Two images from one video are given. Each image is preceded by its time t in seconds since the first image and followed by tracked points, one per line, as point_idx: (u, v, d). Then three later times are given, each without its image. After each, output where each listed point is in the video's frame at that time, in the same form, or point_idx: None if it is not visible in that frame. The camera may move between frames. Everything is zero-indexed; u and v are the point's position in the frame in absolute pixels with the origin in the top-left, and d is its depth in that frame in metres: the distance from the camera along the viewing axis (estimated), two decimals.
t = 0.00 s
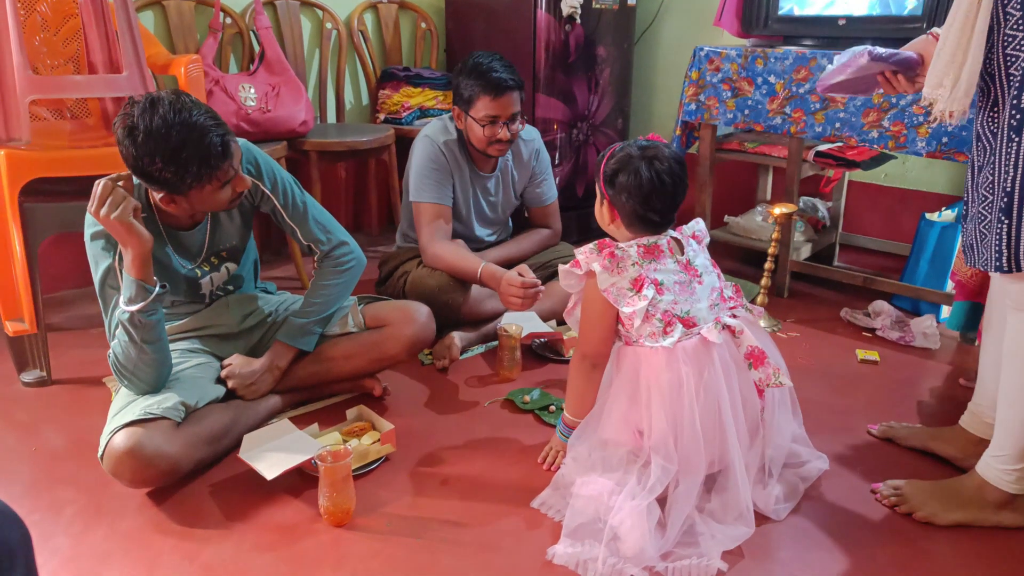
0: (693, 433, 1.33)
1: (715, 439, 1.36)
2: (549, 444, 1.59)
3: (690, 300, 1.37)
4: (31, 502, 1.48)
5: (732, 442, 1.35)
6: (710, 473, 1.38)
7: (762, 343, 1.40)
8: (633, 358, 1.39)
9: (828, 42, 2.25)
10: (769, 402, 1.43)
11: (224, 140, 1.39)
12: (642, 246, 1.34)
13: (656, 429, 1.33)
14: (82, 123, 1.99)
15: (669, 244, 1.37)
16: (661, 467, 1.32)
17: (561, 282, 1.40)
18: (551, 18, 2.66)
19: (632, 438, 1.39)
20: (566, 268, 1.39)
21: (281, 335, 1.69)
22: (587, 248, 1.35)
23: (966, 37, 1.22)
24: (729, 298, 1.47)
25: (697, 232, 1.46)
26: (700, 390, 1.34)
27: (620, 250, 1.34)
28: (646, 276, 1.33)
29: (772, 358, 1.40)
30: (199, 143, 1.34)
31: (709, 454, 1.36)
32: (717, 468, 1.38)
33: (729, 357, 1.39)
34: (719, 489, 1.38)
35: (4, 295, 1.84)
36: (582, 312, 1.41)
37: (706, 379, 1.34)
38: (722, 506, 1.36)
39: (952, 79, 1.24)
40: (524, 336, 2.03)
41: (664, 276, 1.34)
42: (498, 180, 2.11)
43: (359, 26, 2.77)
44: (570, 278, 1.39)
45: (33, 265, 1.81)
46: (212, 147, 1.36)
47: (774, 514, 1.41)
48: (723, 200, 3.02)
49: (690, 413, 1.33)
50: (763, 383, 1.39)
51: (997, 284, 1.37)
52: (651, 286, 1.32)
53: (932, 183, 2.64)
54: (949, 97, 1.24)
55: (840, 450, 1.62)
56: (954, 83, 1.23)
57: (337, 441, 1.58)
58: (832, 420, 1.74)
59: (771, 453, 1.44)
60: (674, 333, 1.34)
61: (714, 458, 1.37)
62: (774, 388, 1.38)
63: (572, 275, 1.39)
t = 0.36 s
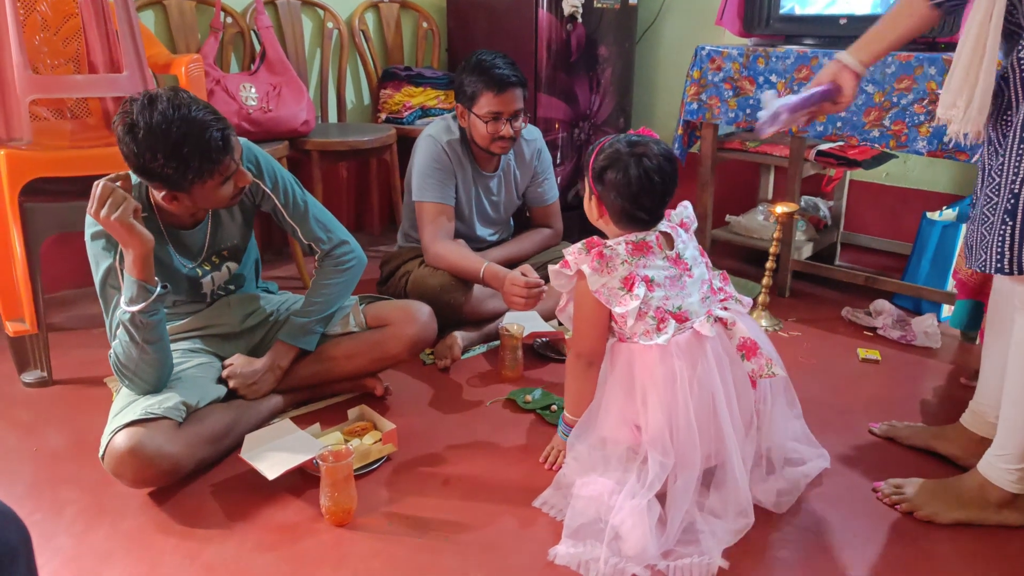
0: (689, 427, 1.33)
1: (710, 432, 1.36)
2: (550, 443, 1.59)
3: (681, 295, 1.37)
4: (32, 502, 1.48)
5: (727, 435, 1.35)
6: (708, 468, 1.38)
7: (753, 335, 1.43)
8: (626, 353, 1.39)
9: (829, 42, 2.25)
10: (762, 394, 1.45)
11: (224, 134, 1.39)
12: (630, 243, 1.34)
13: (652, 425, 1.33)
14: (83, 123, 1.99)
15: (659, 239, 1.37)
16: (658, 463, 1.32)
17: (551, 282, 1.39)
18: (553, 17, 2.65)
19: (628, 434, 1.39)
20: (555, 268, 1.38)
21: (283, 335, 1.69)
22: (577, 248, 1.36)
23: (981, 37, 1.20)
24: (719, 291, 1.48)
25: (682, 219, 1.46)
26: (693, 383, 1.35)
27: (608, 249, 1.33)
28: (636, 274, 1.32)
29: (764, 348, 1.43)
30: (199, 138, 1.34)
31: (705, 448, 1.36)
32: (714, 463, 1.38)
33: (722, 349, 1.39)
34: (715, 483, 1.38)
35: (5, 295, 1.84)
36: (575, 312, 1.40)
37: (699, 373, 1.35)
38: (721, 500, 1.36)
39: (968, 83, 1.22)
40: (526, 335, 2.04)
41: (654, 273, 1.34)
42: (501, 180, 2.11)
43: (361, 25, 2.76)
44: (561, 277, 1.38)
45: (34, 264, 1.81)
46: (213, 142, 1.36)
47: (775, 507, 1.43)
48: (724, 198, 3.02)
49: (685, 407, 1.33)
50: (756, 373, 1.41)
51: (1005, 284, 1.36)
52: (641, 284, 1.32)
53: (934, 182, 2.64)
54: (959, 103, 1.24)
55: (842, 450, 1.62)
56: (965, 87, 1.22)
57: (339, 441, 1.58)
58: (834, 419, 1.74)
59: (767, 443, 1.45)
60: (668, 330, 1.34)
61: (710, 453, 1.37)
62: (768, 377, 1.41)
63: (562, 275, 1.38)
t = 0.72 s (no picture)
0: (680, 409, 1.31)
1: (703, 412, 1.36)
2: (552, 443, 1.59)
3: (668, 269, 1.37)
4: (36, 509, 1.48)
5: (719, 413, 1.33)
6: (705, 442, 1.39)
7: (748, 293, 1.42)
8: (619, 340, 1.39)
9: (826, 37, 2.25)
10: (762, 351, 1.41)
11: (224, 131, 1.40)
12: (607, 233, 1.34)
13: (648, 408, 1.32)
14: (81, 129, 1.99)
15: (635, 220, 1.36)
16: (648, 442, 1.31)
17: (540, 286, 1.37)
18: (549, 16, 2.65)
19: (621, 420, 1.36)
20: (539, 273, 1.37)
21: (284, 338, 1.70)
22: (556, 248, 1.34)
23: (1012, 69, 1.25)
24: (704, 255, 1.49)
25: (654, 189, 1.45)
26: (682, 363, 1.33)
27: (587, 245, 1.32)
28: (620, 263, 1.31)
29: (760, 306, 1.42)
30: (201, 137, 1.35)
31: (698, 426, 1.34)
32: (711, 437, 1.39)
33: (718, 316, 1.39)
34: (709, 462, 1.37)
35: (6, 303, 1.84)
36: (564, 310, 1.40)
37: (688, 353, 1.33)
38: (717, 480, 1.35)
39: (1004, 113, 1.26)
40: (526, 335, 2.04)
41: (637, 254, 1.34)
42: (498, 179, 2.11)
43: (357, 28, 2.76)
44: (547, 280, 1.36)
45: (34, 273, 1.81)
46: (214, 140, 1.37)
47: (782, 473, 1.48)
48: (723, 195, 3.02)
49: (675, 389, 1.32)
50: (755, 331, 1.40)
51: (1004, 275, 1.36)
52: (626, 272, 1.31)
53: (932, 175, 2.65)
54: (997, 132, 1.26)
55: (843, 445, 1.62)
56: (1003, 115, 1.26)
57: (341, 444, 1.58)
58: (835, 415, 1.74)
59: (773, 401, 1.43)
60: (664, 305, 1.33)
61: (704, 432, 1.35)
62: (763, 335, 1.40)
63: (548, 277, 1.36)
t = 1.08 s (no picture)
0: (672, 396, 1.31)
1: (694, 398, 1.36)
2: (552, 443, 1.59)
3: (649, 254, 1.37)
4: (37, 511, 1.48)
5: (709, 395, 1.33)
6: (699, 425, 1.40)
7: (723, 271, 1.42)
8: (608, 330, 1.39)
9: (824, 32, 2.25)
10: (742, 330, 1.42)
11: (219, 120, 1.40)
12: (585, 229, 1.34)
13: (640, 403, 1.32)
14: (77, 131, 1.98)
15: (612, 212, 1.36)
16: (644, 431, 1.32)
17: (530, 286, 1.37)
18: (546, 14, 2.65)
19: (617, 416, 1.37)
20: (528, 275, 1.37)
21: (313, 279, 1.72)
22: (538, 248, 1.35)
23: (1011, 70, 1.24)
24: (688, 233, 1.47)
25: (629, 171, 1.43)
26: (670, 349, 1.32)
27: (568, 243, 1.33)
28: (602, 257, 1.32)
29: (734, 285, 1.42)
30: (197, 125, 1.35)
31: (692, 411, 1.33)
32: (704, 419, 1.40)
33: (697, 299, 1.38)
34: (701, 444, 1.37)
35: (5, 306, 1.84)
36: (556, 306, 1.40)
37: (676, 338, 1.33)
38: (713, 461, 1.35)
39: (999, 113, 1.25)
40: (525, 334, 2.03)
41: (616, 246, 1.34)
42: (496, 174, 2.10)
43: (354, 27, 2.76)
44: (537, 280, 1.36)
45: (32, 276, 1.81)
46: (210, 128, 1.37)
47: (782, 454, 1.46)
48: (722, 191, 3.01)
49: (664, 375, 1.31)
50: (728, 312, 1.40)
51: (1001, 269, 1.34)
52: (609, 266, 1.32)
53: (931, 170, 2.65)
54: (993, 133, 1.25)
55: (844, 441, 1.62)
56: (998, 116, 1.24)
57: (342, 444, 1.58)
58: (836, 411, 1.74)
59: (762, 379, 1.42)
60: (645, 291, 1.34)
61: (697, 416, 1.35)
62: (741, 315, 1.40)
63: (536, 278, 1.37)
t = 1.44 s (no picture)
0: (647, 384, 1.32)
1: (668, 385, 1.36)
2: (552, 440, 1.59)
3: (632, 236, 1.37)
4: (41, 511, 1.48)
5: (684, 384, 1.33)
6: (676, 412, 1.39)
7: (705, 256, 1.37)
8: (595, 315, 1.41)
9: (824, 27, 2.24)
10: (723, 316, 1.38)
11: (213, 114, 1.41)
12: (573, 213, 1.35)
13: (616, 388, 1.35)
14: (77, 131, 1.99)
15: (596, 193, 1.35)
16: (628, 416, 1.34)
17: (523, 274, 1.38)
18: (544, 10, 2.65)
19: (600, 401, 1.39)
20: (522, 259, 1.37)
21: (355, 246, 1.84)
22: (527, 233, 1.36)
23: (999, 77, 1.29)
24: (676, 215, 1.44)
25: (623, 149, 1.41)
26: (646, 337, 1.33)
27: (557, 229, 1.35)
28: (587, 244, 1.34)
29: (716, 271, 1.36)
30: (191, 119, 1.36)
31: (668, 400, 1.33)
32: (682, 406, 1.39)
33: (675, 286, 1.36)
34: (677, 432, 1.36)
35: (6, 306, 1.84)
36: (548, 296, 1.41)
37: (653, 326, 1.32)
38: (688, 448, 1.36)
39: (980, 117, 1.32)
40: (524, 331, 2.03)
41: (602, 230, 1.35)
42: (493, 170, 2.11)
43: (351, 24, 2.76)
44: (529, 267, 1.38)
45: (33, 276, 1.81)
46: (204, 121, 1.38)
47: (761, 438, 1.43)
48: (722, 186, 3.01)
49: (640, 363, 1.33)
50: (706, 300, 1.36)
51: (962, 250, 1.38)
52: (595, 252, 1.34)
53: (930, 164, 2.64)
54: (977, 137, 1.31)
55: (845, 436, 1.62)
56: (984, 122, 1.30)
57: (342, 442, 1.58)
58: (837, 406, 1.73)
59: (743, 364, 1.38)
60: (625, 273, 1.35)
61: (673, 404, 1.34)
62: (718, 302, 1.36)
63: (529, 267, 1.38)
